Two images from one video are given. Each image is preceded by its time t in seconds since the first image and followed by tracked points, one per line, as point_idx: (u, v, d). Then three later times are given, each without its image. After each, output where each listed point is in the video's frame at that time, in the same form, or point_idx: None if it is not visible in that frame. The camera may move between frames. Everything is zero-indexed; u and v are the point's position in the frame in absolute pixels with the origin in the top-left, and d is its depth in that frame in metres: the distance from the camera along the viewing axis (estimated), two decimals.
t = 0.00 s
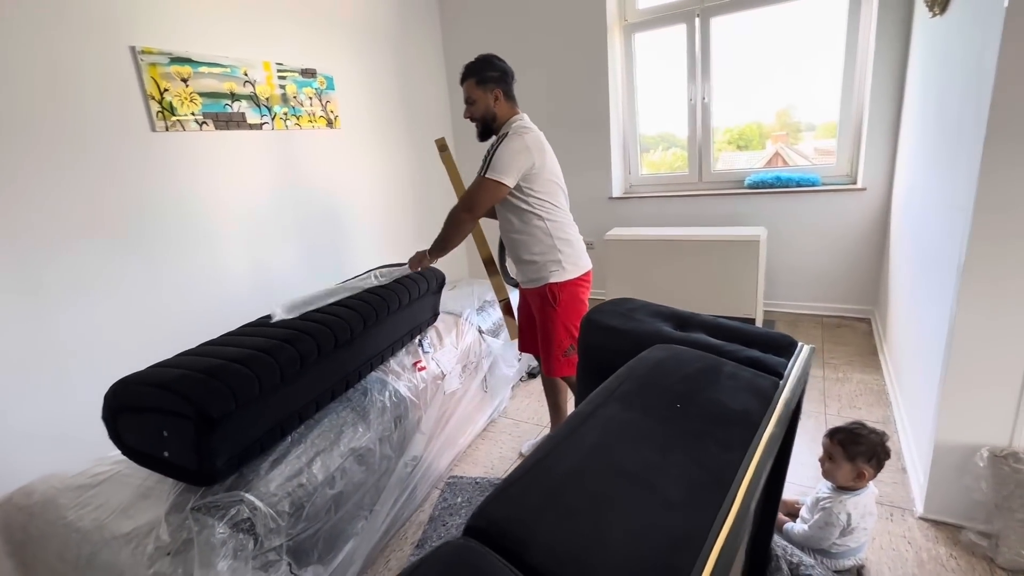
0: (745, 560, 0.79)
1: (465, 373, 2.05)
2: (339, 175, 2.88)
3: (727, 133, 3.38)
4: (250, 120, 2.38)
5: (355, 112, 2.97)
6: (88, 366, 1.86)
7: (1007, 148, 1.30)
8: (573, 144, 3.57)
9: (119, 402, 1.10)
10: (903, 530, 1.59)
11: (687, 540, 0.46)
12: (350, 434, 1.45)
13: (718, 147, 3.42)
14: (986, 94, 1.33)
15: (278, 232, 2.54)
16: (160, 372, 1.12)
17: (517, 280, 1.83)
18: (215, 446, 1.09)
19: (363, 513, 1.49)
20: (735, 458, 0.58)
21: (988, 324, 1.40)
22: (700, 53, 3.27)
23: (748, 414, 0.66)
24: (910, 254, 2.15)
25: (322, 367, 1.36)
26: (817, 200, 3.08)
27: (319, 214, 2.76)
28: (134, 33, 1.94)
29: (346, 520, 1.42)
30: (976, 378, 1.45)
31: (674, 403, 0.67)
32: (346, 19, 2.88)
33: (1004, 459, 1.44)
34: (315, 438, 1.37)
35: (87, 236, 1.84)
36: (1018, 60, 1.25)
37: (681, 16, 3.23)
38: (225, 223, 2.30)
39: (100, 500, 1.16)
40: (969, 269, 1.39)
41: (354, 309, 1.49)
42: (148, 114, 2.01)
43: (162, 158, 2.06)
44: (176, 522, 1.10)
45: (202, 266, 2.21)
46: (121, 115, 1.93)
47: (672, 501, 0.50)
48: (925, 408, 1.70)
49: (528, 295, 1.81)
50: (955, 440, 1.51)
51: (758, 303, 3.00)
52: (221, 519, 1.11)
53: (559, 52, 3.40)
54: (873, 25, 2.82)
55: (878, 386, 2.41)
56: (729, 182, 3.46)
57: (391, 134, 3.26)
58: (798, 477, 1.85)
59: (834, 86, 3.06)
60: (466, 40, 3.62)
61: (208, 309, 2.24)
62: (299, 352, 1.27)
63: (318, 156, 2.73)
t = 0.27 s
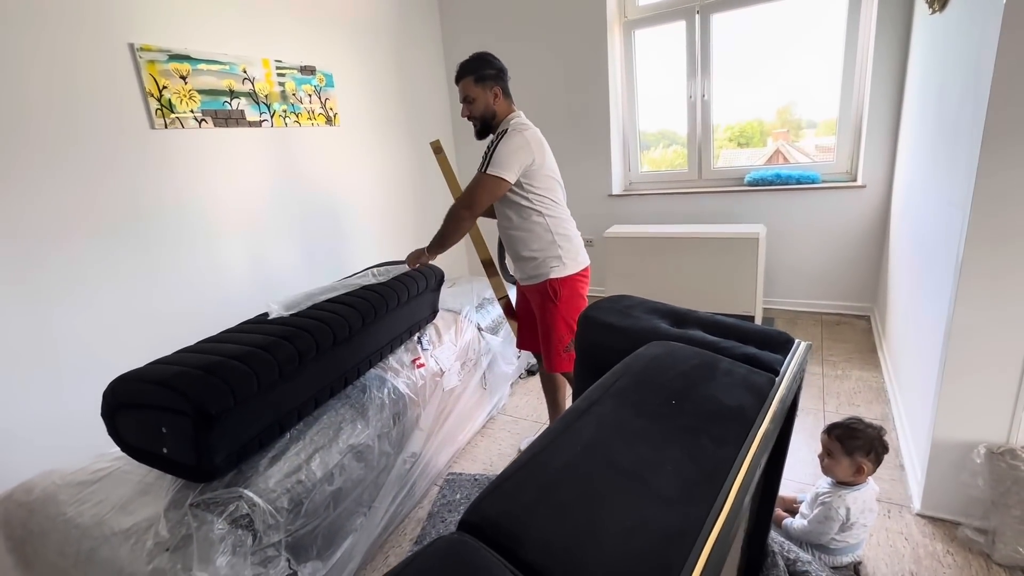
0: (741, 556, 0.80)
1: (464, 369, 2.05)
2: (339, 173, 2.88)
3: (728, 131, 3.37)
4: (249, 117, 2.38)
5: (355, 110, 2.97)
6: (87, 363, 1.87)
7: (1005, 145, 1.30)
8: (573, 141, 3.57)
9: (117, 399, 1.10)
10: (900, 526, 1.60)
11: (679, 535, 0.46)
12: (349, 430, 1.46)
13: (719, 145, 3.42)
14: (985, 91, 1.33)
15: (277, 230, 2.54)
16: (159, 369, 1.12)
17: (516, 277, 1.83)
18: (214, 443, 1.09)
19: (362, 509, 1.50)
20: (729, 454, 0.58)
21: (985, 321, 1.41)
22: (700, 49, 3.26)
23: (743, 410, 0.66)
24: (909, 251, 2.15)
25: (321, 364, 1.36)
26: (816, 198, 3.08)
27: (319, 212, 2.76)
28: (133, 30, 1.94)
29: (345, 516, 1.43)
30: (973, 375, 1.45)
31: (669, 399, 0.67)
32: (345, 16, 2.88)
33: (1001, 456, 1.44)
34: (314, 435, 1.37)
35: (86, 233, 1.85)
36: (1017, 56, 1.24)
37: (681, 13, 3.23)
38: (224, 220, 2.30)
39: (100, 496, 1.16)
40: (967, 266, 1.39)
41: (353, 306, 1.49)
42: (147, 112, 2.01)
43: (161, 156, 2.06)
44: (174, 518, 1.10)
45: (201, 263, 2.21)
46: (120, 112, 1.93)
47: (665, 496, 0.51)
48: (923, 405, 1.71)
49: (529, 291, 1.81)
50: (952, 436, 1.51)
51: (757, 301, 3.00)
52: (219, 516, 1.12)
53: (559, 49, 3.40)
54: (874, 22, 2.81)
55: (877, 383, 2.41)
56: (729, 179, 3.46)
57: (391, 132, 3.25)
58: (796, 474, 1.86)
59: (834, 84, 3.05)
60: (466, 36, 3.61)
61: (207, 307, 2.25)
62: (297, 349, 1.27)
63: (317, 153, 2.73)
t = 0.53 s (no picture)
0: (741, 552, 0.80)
1: (465, 367, 2.06)
2: (341, 171, 2.88)
3: (729, 128, 3.37)
4: (250, 115, 2.38)
5: (355, 108, 2.97)
6: (89, 362, 1.87)
7: (1006, 142, 1.30)
8: (574, 139, 3.56)
9: (120, 397, 1.11)
10: (901, 523, 1.60)
11: (679, 531, 0.47)
12: (351, 428, 1.46)
13: (720, 142, 3.42)
14: (986, 87, 1.33)
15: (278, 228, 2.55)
16: (161, 367, 1.13)
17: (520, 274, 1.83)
18: (216, 440, 1.10)
19: (364, 507, 1.50)
20: (730, 450, 0.58)
21: (987, 317, 1.40)
22: (701, 46, 3.26)
23: (744, 407, 0.66)
24: (911, 248, 2.15)
25: (322, 362, 1.36)
26: (818, 195, 3.08)
27: (320, 210, 2.77)
28: (134, 29, 1.95)
29: (347, 513, 1.43)
30: (974, 372, 1.45)
31: (669, 396, 0.67)
32: (346, 15, 2.88)
33: (1002, 453, 1.45)
34: (316, 433, 1.38)
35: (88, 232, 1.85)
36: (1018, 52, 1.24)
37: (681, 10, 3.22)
38: (225, 219, 2.31)
39: (103, 494, 1.16)
40: (968, 263, 1.39)
41: (354, 304, 1.50)
42: (148, 110, 2.01)
43: (162, 155, 2.06)
44: (177, 515, 1.11)
45: (202, 262, 2.21)
46: (121, 111, 1.93)
47: (665, 493, 0.51)
48: (924, 402, 1.71)
49: (535, 286, 1.80)
50: (953, 433, 1.52)
51: (758, 298, 3.00)
52: (222, 513, 1.12)
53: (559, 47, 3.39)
54: (875, 19, 2.80)
55: (878, 380, 2.41)
56: (730, 176, 3.46)
57: (392, 130, 3.25)
58: (797, 471, 1.86)
59: (835, 80, 3.05)
60: (466, 34, 3.61)
61: (209, 305, 2.25)
62: (299, 347, 1.27)
63: (318, 152, 2.73)
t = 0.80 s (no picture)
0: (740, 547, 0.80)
1: (463, 364, 2.05)
2: (338, 168, 2.88)
3: (727, 123, 3.36)
4: (246, 112, 2.37)
5: (351, 104, 2.95)
6: (86, 361, 1.87)
7: (1003, 136, 1.29)
8: (572, 135, 3.55)
9: (116, 396, 1.10)
10: (898, 516, 1.61)
11: (676, 526, 0.47)
12: (349, 425, 1.46)
13: (718, 138, 3.41)
14: (984, 80, 1.33)
15: (275, 226, 2.54)
16: (157, 366, 1.12)
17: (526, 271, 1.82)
18: (213, 438, 1.09)
19: (362, 504, 1.50)
20: (727, 445, 0.58)
21: (984, 311, 1.40)
22: (699, 42, 3.25)
23: (742, 401, 0.66)
24: (908, 243, 2.15)
25: (319, 359, 1.36)
26: (815, 190, 3.08)
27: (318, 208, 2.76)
28: (127, 26, 1.93)
29: (345, 510, 1.43)
30: (972, 366, 1.45)
31: (667, 391, 0.67)
32: (341, 11, 2.86)
33: (999, 446, 1.45)
34: (314, 430, 1.37)
35: (82, 231, 1.84)
36: (1014, 46, 1.24)
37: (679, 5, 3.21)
38: (222, 217, 2.30)
39: (100, 492, 1.16)
40: (965, 257, 1.39)
41: (352, 301, 1.49)
42: (142, 108, 2.00)
43: (158, 153, 2.05)
44: (175, 514, 1.11)
45: (199, 260, 2.20)
46: (115, 108, 1.91)
47: (662, 488, 0.51)
48: (922, 395, 1.71)
49: (542, 279, 1.78)
50: (951, 427, 1.52)
51: (756, 293, 3.01)
52: (220, 511, 1.12)
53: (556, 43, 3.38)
54: (873, 14, 2.80)
55: (876, 375, 2.42)
56: (727, 172, 3.45)
57: (389, 127, 3.24)
58: (795, 465, 1.86)
59: (833, 75, 3.04)
60: (463, 30, 3.59)
61: (206, 303, 2.24)
62: (295, 345, 1.27)
63: (314, 149, 2.72)
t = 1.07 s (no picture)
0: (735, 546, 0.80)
1: (459, 364, 2.05)
2: (332, 168, 2.86)
3: (722, 122, 3.37)
4: (238, 113, 2.35)
5: (345, 104, 2.94)
6: (79, 364, 1.85)
7: (993, 134, 1.30)
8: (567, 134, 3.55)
9: (108, 400, 1.10)
10: (893, 513, 1.61)
11: (669, 527, 0.46)
12: (344, 427, 1.45)
13: (713, 136, 3.42)
14: (975, 79, 1.33)
15: (269, 227, 2.53)
16: (149, 369, 1.12)
17: (532, 271, 1.81)
18: (206, 441, 1.09)
19: (358, 506, 1.50)
20: (720, 445, 0.58)
21: (976, 308, 1.41)
22: (692, 40, 3.25)
23: (735, 400, 0.66)
24: (901, 240, 2.16)
25: (314, 361, 1.35)
26: (809, 188, 3.09)
27: (312, 209, 2.75)
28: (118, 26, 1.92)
29: (341, 512, 1.43)
30: (965, 363, 1.46)
31: (660, 391, 0.67)
32: (334, 10, 2.85)
33: (992, 442, 1.46)
34: (308, 432, 1.37)
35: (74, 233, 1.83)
36: (1003, 45, 1.24)
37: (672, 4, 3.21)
38: (215, 218, 2.28)
39: (93, 497, 1.15)
40: (957, 254, 1.39)
41: (346, 303, 1.49)
42: (134, 109, 1.98)
43: (150, 155, 2.04)
44: (168, 518, 1.10)
45: (192, 261, 2.19)
46: (106, 109, 1.90)
47: (655, 488, 0.51)
48: (916, 392, 1.72)
49: (553, 279, 1.78)
50: (944, 423, 1.53)
51: (751, 291, 3.01)
52: (214, 515, 1.12)
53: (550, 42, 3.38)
54: (865, 12, 2.81)
55: (870, 372, 2.43)
56: (722, 171, 3.46)
57: (382, 127, 3.23)
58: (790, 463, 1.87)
59: (826, 73, 3.05)
60: (456, 29, 3.58)
61: (199, 305, 2.23)
62: (289, 347, 1.26)
63: (308, 149, 2.71)
